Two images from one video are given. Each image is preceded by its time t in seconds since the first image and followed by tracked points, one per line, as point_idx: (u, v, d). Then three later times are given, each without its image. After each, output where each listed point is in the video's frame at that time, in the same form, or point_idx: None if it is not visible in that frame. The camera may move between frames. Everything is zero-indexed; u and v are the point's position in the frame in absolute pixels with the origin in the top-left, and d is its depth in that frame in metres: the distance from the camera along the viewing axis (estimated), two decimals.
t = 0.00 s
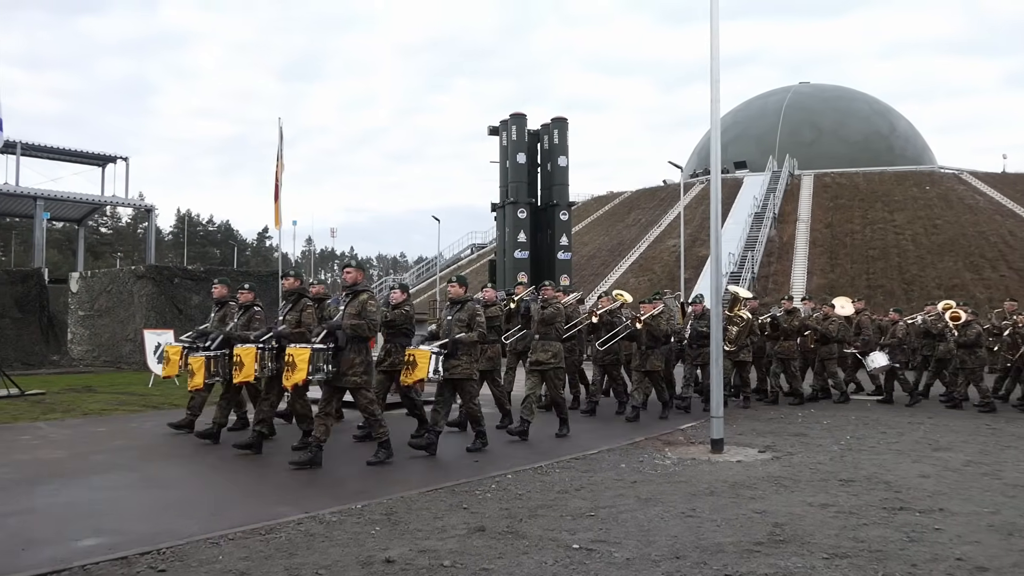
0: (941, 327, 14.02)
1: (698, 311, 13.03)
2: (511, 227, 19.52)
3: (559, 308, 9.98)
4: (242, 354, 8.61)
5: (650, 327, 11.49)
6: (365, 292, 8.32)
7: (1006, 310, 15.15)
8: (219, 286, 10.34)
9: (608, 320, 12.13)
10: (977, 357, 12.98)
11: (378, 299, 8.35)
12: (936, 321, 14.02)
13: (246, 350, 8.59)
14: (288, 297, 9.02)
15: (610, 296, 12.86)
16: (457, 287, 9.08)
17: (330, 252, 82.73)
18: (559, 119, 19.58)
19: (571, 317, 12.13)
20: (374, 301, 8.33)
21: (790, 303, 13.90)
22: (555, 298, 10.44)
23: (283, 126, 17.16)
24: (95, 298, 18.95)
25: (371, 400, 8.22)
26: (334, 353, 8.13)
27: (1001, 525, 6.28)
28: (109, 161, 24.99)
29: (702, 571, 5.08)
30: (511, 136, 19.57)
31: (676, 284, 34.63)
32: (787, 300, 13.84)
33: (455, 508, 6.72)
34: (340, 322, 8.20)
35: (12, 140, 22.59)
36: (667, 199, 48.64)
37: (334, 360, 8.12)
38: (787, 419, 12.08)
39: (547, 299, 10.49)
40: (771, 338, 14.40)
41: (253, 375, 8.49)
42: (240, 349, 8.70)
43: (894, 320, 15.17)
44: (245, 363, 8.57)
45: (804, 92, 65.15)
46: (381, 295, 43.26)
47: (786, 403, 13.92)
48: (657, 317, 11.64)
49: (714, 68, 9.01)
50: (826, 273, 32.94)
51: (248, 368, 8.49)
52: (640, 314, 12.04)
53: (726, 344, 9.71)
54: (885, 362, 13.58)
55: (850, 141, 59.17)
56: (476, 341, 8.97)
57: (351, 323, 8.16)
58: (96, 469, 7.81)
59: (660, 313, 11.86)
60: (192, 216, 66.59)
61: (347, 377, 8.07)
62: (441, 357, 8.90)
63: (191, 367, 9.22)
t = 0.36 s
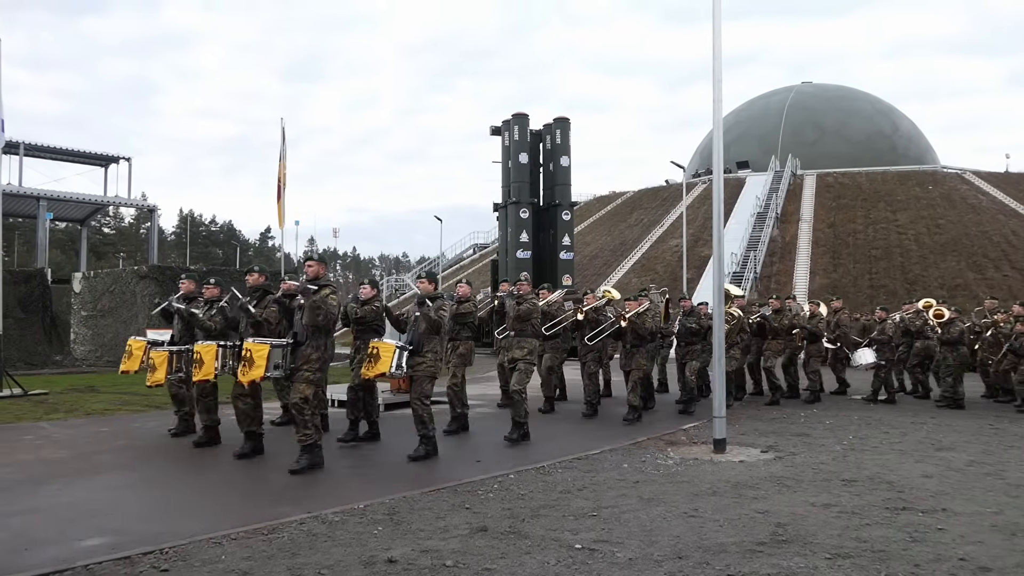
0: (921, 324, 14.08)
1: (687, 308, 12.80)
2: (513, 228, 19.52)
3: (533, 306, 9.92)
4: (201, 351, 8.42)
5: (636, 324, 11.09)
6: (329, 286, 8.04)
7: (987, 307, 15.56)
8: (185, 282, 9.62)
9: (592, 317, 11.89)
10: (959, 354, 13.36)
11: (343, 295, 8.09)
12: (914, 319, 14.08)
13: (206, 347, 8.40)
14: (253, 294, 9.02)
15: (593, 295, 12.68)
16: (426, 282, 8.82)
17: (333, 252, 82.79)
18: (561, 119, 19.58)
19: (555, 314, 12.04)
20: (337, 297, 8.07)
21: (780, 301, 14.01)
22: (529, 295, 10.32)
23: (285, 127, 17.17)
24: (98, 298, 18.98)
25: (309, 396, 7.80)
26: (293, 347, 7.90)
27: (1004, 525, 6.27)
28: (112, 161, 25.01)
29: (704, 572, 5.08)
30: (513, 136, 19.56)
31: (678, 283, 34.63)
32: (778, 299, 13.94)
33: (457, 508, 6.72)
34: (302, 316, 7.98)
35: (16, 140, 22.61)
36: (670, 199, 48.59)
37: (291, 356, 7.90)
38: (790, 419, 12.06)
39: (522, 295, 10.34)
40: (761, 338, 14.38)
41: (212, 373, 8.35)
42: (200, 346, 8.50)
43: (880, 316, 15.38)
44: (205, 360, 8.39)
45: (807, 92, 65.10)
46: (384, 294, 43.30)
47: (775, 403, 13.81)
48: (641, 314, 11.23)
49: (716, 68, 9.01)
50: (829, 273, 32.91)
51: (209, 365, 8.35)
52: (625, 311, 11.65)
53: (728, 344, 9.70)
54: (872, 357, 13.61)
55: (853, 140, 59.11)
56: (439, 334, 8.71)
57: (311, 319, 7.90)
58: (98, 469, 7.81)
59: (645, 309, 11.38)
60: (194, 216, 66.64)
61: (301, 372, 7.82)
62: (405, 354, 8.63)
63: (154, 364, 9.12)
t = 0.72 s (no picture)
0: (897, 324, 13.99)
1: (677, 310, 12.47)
2: (515, 227, 19.53)
3: (508, 306, 9.64)
4: (157, 355, 8.20)
5: (622, 325, 10.87)
6: (288, 287, 7.78)
7: (967, 306, 15.64)
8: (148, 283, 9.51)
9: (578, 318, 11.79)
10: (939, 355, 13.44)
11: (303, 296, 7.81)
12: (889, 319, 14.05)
13: (161, 350, 8.16)
14: (212, 294, 8.47)
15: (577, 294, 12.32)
16: (391, 283, 8.50)
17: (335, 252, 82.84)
18: (563, 119, 19.60)
19: (539, 315, 11.88)
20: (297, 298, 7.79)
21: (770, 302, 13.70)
22: (505, 297, 9.96)
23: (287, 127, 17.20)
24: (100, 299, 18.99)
25: (270, 404, 7.47)
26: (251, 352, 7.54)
27: (1007, 525, 6.26)
28: (114, 161, 25.04)
29: (707, 571, 5.07)
30: (515, 136, 19.57)
31: (680, 283, 34.60)
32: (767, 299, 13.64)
33: (459, 507, 6.73)
34: (260, 318, 7.68)
35: (18, 141, 22.65)
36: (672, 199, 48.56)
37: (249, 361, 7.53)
38: (792, 419, 12.04)
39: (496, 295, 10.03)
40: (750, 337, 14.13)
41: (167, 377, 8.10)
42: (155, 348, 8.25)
43: (862, 317, 15.41)
44: (160, 364, 8.19)
45: (809, 92, 65.03)
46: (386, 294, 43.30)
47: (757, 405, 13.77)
48: (628, 315, 11.00)
49: (718, 67, 9.01)
50: (831, 273, 32.87)
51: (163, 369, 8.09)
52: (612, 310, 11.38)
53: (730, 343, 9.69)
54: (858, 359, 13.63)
55: (855, 140, 59.05)
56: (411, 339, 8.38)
57: (270, 323, 7.60)
58: (100, 469, 7.82)
59: (633, 310, 11.15)
60: (196, 216, 66.67)
61: (261, 378, 7.47)
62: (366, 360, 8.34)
63: (112, 367, 8.72)
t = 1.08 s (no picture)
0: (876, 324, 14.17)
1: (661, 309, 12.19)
2: (517, 228, 19.54)
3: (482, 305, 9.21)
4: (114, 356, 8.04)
5: (605, 327, 10.45)
6: (244, 286, 7.51)
7: (944, 307, 15.86)
8: (111, 282, 9.23)
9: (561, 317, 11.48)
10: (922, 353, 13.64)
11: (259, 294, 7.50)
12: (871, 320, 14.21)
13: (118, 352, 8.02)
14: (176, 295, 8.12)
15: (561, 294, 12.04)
16: (355, 280, 8.39)
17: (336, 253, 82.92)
18: (565, 119, 19.62)
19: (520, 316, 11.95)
20: (255, 297, 7.49)
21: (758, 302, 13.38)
22: (476, 294, 9.65)
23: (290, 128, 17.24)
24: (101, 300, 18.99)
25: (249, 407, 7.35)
26: (211, 355, 7.28)
27: (1009, 525, 6.26)
28: (116, 161, 25.06)
29: (709, 571, 5.07)
30: (517, 136, 19.59)
31: (682, 283, 34.59)
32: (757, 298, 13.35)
33: (460, 508, 6.73)
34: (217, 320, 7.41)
35: (20, 141, 22.68)
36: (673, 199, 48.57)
37: (207, 364, 7.23)
38: (794, 419, 12.03)
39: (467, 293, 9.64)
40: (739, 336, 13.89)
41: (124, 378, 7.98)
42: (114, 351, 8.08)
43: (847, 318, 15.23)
44: (116, 366, 8.03)
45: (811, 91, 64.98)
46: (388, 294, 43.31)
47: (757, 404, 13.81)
48: (612, 317, 10.63)
49: (720, 68, 9.00)
50: (833, 273, 32.84)
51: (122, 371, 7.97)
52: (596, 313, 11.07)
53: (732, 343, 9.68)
54: (848, 362, 13.61)
55: (857, 140, 59.00)
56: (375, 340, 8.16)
57: (226, 324, 7.31)
58: (100, 469, 7.82)
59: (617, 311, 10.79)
60: (198, 216, 66.75)
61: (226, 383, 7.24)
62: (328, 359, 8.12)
63: (72, 373, 8.74)
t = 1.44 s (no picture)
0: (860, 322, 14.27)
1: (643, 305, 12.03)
2: (518, 227, 19.56)
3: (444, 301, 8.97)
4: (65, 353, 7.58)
5: (584, 323, 10.39)
6: (199, 282, 7.22)
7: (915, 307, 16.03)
8: (70, 279, 8.97)
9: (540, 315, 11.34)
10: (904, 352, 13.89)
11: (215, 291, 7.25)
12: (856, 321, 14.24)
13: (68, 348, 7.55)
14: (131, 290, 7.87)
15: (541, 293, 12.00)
16: (315, 278, 8.10)
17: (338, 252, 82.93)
18: (567, 119, 19.62)
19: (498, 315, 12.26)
20: (209, 293, 7.23)
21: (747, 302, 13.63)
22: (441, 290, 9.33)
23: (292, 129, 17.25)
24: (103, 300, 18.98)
25: (177, 406, 6.83)
26: (158, 351, 6.95)
27: (1011, 525, 6.25)
28: (118, 161, 25.09)
29: (710, 571, 5.07)
30: (518, 136, 19.59)
31: (684, 283, 34.58)
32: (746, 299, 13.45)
33: (461, 508, 6.72)
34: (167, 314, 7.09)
35: (22, 140, 22.71)
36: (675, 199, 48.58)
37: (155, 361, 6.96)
38: (795, 419, 12.00)
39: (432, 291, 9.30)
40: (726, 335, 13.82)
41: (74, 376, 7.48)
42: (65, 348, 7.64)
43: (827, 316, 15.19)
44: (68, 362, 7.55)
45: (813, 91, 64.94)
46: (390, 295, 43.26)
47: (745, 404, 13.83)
48: (592, 313, 10.45)
49: (721, 68, 8.99)
50: (834, 273, 32.82)
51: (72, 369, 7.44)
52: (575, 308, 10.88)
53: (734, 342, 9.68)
54: (828, 357, 13.53)
55: (859, 139, 58.97)
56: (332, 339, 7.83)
57: (175, 319, 7.00)
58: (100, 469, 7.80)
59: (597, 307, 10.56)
60: (200, 216, 66.80)
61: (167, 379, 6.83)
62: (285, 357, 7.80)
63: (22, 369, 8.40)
